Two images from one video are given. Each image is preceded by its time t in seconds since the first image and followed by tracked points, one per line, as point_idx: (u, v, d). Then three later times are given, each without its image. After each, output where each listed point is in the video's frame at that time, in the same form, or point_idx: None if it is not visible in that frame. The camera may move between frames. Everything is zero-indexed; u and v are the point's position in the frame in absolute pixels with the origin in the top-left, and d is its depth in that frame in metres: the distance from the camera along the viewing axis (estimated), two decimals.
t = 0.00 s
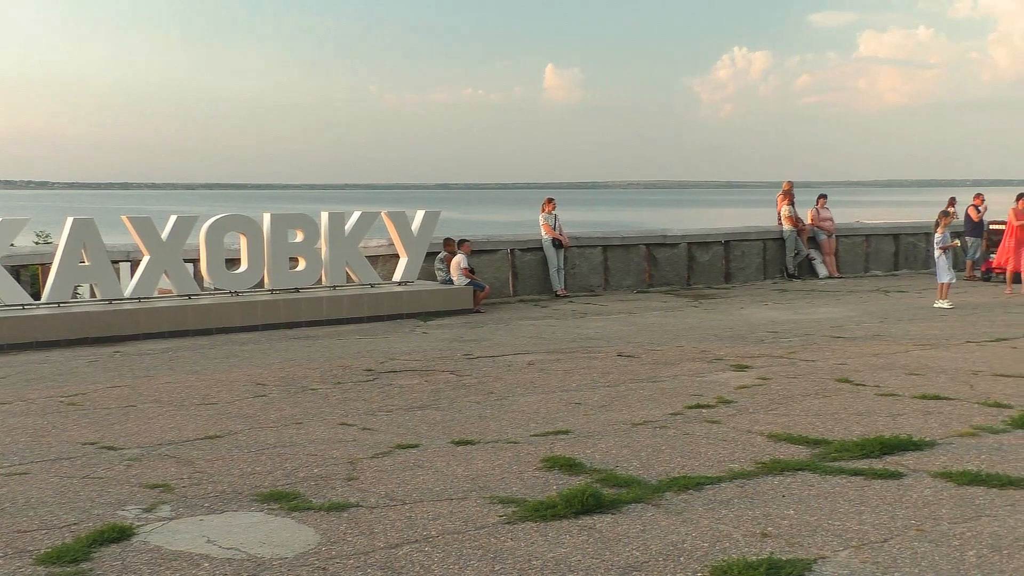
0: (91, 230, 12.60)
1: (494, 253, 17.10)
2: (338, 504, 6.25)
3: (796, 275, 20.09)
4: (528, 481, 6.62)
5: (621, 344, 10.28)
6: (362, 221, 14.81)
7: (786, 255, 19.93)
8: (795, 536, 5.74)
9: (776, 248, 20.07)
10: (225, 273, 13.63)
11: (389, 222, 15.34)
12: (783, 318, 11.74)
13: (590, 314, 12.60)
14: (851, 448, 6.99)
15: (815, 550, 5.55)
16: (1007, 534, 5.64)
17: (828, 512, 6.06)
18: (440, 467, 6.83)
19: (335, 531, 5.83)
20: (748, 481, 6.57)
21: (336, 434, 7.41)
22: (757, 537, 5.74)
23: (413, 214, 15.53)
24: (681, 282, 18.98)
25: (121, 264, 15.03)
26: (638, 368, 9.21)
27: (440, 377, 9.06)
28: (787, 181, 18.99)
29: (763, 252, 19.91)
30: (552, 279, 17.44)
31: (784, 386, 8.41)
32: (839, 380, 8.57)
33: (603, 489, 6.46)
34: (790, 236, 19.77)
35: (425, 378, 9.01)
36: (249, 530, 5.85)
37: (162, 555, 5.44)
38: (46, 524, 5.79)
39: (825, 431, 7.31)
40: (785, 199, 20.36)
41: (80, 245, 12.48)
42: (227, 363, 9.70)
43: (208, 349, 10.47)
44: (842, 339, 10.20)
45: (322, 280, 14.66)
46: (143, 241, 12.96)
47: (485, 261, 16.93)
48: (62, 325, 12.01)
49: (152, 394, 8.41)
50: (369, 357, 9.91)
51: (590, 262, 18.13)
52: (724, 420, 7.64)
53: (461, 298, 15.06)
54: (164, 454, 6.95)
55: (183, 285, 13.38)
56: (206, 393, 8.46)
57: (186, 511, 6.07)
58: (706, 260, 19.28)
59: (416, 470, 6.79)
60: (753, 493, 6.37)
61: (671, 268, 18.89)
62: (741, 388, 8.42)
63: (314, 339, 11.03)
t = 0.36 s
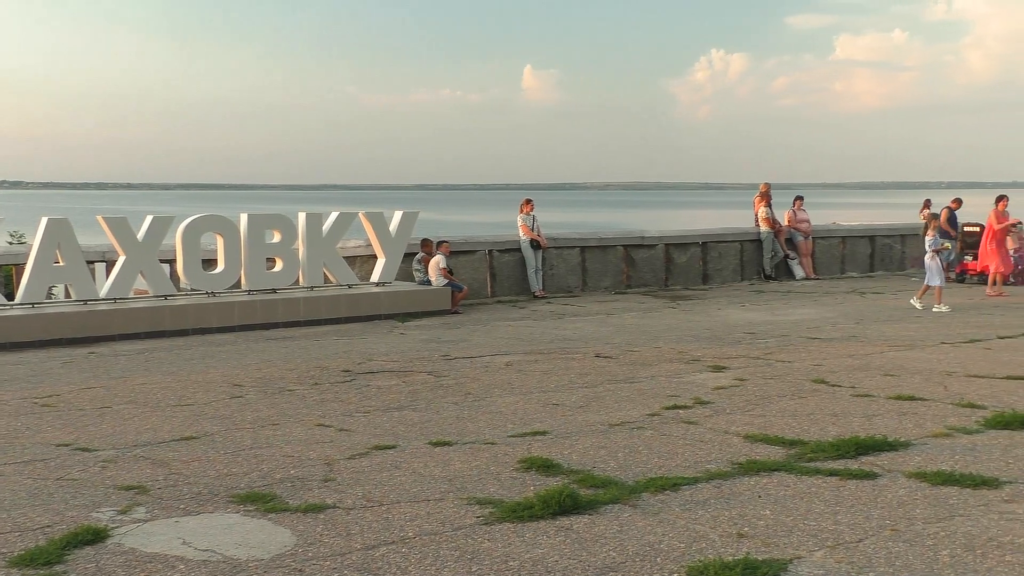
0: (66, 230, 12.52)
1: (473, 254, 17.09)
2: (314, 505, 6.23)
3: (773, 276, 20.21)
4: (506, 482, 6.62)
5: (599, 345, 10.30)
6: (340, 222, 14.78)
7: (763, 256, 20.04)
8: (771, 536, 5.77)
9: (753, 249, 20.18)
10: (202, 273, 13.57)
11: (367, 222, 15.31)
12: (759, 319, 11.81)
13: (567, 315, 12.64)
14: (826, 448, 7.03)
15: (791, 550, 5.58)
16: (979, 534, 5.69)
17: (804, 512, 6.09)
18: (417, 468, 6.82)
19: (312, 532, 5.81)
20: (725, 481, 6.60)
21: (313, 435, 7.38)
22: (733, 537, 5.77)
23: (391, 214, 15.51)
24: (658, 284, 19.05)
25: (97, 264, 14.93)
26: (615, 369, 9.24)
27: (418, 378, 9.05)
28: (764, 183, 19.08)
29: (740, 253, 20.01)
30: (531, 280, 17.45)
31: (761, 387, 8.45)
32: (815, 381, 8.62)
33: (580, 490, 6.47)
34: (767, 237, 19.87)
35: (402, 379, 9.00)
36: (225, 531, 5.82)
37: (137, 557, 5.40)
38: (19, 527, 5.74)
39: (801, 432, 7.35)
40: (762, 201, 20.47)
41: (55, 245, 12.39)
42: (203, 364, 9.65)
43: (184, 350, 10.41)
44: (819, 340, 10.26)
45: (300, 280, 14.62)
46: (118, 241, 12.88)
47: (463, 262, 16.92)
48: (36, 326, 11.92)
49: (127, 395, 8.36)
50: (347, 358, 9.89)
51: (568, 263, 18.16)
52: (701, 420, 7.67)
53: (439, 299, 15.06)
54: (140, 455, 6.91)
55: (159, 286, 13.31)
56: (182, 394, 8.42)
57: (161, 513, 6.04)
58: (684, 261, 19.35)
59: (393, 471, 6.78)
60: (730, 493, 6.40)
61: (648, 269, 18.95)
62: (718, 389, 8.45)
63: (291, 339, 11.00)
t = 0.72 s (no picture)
0: (43, 230, 12.44)
1: (453, 254, 17.07)
2: (294, 505, 6.21)
3: (753, 275, 20.29)
4: (486, 481, 6.63)
5: (579, 345, 10.32)
6: (319, 222, 14.75)
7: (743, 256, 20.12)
8: (750, 535, 5.79)
9: (732, 249, 20.26)
10: (181, 273, 13.52)
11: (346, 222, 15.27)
12: (739, 318, 11.86)
13: (548, 315, 12.65)
14: (806, 447, 7.07)
15: (770, 548, 5.60)
16: (956, 531, 5.73)
17: (784, 510, 6.12)
18: (397, 468, 6.81)
19: (292, 533, 5.80)
20: (705, 480, 6.62)
21: (293, 436, 7.37)
22: (713, 536, 5.79)
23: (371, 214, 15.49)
24: (639, 283, 19.09)
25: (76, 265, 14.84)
26: (596, 368, 9.26)
27: (398, 378, 9.04)
28: (744, 183, 19.16)
29: (720, 253, 20.08)
30: (511, 279, 17.46)
31: (740, 386, 8.48)
32: (795, 380, 8.66)
33: (561, 489, 6.48)
34: (747, 237, 19.95)
35: (383, 379, 8.99)
36: (204, 533, 5.80)
37: (116, 558, 5.38)
38: None
39: (780, 431, 7.38)
40: (742, 200, 20.55)
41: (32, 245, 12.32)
42: (182, 365, 9.61)
43: (163, 351, 10.37)
44: (798, 339, 10.30)
45: (280, 280, 14.58)
46: (96, 241, 12.81)
47: (444, 261, 16.91)
48: (13, 327, 11.84)
49: (105, 396, 8.32)
50: (327, 358, 9.87)
51: (549, 263, 18.18)
52: (681, 420, 7.69)
53: (420, 299, 15.05)
54: (118, 457, 6.88)
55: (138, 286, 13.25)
56: (161, 395, 8.39)
57: (140, 514, 6.00)
58: (664, 261, 19.41)
59: (374, 471, 6.77)
60: (710, 492, 6.42)
61: (629, 269, 18.99)
62: (699, 388, 8.48)
63: (271, 340, 10.97)
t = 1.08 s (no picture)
0: (22, 231, 12.37)
1: (435, 254, 17.06)
2: (276, 506, 6.20)
3: (735, 274, 20.35)
4: (468, 481, 6.63)
5: (561, 344, 10.32)
6: (301, 221, 14.72)
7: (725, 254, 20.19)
8: (731, 532, 5.81)
9: (714, 248, 20.32)
10: (162, 274, 13.47)
11: (328, 222, 15.24)
12: (720, 317, 11.89)
13: (530, 314, 12.66)
14: (786, 444, 7.10)
15: (751, 546, 5.62)
16: (935, 527, 5.76)
17: (764, 508, 6.15)
18: (379, 468, 6.81)
19: (273, 533, 5.78)
20: (686, 479, 6.64)
21: (274, 436, 7.35)
22: (695, 534, 5.81)
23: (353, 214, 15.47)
24: (621, 282, 19.12)
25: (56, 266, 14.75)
26: (578, 368, 9.27)
27: (380, 378, 9.04)
28: (725, 182, 19.23)
29: (701, 252, 20.14)
30: (493, 279, 17.46)
31: (722, 384, 8.51)
32: (776, 378, 8.70)
33: (543, 488, 6.48)
34: (729, 236, 20.02)
35: (365, 379, 8.98)
36: (185, 534, 5.78)
37: (95, 560, 5.35)
38: None
39: (761, 429, 7.41)
40: (723, 200, 20.62)
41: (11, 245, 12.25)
42: (163, 366, 9.57)
43: (144, 352, 10.32)
44: (779, 338, 10.34)
45: (261, 280, 14.55)
46: (76, 242, 12.75)
47: (426, 261, 16.90)
48: None
49: (85, 398, 8.28)
50: (309, 358, 9.86)
51: (531, 262, 18.19)
52: (663, 418, 7.71)
53: (402, 299, 15.05)
54: (98, 458, 6.85)
55: (118, 287, 13.20)
56: (142, 396, 8.36)
57: (120, 516, 5.98)
58: (646, 260, 19.45)
59: (355, 471, 6.76)
60: (691, 490, 6.44)
61: (611, 268, 19.02)
62: (680, 387, 8.50)
63: (252, 340, 10.94)
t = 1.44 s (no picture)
0: None
1: (415, 253, 17.04)
2: (255, 506, 6.19)
3: (715, 272, 20.42)
4: (448, 479, 6.63)
5: (541, 342, 10.34)
6: (281, 220, 14.68)
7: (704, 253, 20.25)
8: (710, 529, 5.84)
9: (694, 246, 20.39)
10: (140, 273, 13.41)
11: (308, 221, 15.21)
12: (700, 315, 11.92)
13: (511, 313, 12.67)
14: (765, 442, 7.14)
15: (729, 542, 5.65)
16: (912, 523, 5.80)
17: (743, 505, 6.18)
18: (358, 467, 6.80)
19: (251, 533, 5.77)
20: (665, 476, 6.66)
21: (253, 436, 7.34)
22: (673, 531, 5.83)
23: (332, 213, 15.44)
24: (601, 281, 19.16)
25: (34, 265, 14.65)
26: (557, 366, 9.28)
27: (360, 377, 9.03)
28: (705, 180, 19.28)
29: (681, 250, 20.21)
30: (473, 278, 17.46)
31: (701, 382, 8.54)
32: (755, 376, 8.75)
33: (522, 487, 6.49)
34: (709, 234, 20.08)
35: (345, 379, 8.97)
36: (162, 534, 5.76)
37: (72, 562, 5.33)
38: None
39: (740, 426, 7.44)
40: (704, 198, 20.70)
41: None
42: (141, 366, 9.53)
43: (122, 351, 10.29)
44: (758, 336, 10.38)
45: (240, 280, 14.50)
46: (53, 241, 12.68)
47: (406, 260, 16.89)
48: None
49: (62, 398, 8.23)
50: (288, 357, 9.84)
51: (511, 261, 18.20)
52: (643, 416, 7.74)
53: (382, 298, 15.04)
54: (75, 459, 6.82)
55: (96, 286, 13.13)
56: (119, 396, 8.33)
57: (97, 517, 5.95)
58: (626, 259, 19.50)
59: (335, 470, 6.76)
60: (670, 488, 6.46)
61: (591, 266, 19.06)
62: (660, 385, 8.53)
63: (230, 340, 10.90)
